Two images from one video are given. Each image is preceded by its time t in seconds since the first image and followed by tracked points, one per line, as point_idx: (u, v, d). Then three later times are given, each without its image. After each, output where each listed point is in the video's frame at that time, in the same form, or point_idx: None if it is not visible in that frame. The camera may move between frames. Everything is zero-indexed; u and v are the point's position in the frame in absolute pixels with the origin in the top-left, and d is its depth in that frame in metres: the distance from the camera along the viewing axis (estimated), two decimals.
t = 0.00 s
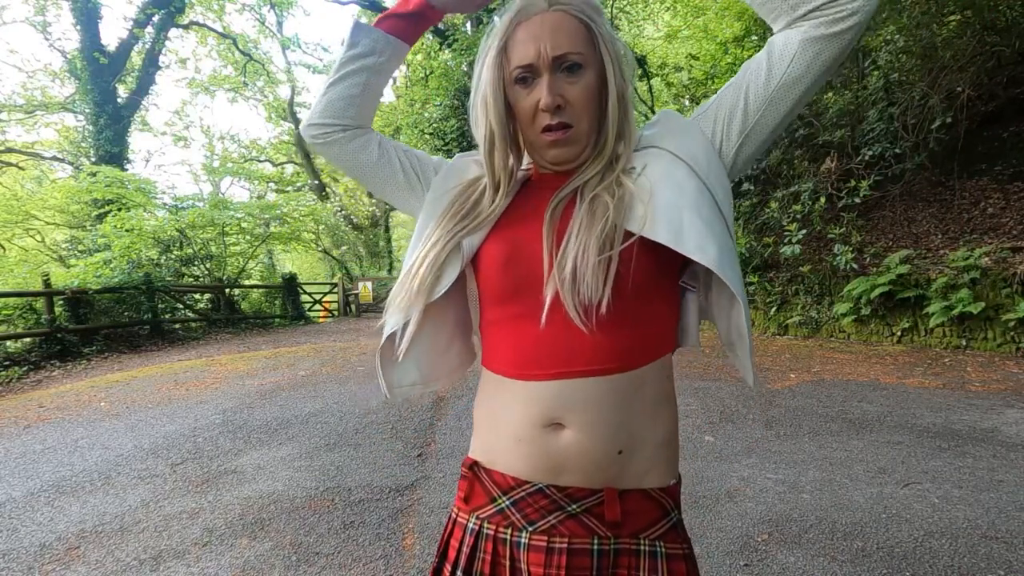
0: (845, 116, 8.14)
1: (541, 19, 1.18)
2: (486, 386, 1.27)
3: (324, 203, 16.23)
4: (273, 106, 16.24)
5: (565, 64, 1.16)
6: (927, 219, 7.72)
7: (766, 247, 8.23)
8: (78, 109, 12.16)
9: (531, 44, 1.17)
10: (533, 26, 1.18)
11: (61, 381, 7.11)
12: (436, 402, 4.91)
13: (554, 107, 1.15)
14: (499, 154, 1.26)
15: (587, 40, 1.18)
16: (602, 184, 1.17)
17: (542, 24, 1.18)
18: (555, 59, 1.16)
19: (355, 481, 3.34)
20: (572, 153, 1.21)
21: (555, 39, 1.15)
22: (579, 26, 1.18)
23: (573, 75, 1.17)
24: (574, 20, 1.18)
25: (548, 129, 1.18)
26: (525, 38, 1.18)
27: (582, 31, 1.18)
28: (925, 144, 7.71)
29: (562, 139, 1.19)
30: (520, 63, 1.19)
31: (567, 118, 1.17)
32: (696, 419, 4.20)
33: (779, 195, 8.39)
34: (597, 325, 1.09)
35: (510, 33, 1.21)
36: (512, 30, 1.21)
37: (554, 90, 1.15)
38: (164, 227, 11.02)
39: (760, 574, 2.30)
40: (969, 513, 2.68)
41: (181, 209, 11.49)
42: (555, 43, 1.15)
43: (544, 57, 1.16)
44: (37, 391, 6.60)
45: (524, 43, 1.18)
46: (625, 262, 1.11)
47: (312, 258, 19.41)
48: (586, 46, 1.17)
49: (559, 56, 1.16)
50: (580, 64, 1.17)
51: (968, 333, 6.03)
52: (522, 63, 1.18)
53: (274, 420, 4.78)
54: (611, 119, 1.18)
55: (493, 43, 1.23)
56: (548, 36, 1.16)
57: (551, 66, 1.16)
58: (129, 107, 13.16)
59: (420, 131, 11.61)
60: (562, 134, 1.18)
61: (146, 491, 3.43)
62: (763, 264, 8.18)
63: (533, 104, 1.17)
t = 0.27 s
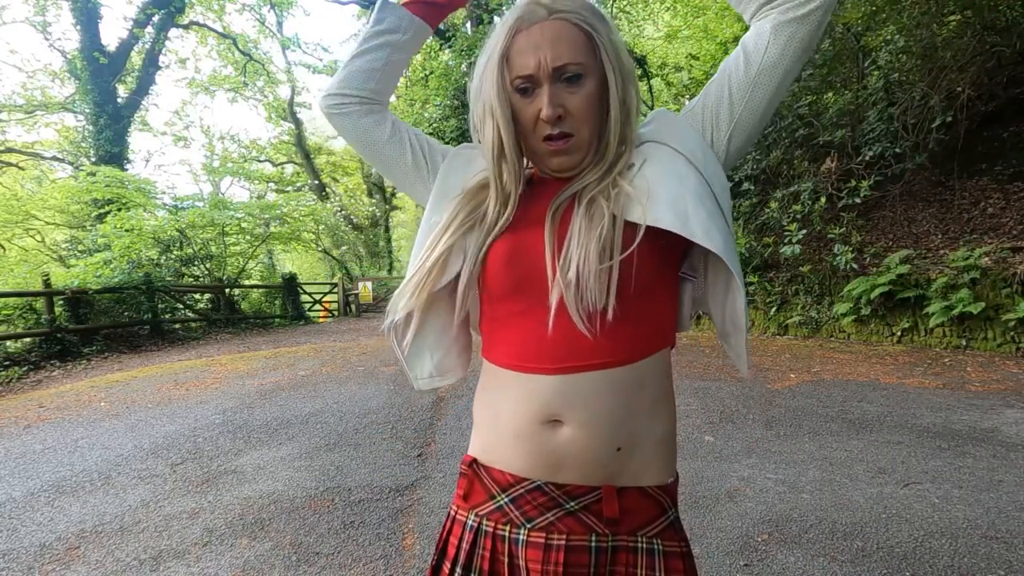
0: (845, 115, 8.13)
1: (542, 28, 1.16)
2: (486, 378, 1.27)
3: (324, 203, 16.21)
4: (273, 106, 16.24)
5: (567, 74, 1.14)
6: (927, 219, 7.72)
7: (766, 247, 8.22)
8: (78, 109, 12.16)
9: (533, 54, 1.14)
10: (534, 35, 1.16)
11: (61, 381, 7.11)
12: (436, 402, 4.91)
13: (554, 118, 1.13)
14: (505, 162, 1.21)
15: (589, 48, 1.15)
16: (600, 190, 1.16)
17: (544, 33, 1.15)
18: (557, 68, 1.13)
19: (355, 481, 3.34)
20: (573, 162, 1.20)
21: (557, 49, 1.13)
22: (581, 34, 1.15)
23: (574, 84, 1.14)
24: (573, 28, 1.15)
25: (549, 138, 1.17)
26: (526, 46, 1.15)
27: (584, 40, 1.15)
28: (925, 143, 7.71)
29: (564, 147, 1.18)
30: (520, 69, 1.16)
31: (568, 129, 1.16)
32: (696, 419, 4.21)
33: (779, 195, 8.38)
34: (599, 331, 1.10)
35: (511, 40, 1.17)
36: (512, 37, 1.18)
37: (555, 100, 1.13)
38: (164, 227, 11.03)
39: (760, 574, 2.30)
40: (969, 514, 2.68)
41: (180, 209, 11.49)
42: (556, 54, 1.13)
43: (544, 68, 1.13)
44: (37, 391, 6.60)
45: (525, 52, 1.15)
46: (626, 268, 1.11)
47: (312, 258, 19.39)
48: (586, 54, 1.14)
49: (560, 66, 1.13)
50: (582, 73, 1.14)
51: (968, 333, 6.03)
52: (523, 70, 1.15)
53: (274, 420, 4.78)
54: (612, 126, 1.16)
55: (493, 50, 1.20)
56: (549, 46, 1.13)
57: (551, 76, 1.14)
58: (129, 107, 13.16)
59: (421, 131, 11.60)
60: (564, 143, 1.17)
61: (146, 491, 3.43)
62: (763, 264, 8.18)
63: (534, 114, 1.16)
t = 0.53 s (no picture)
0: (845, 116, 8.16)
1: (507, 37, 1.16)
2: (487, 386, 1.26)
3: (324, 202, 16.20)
4: (273, 106, 16.23)
5: (535, 79, 1.13)
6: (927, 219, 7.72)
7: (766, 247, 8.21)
8: (77, 109, 12.15)
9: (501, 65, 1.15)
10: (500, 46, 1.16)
11: (61, 381, 7.11)
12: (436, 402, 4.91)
13: (528, 124, 1.13)
14: (489, 174, 1.26)
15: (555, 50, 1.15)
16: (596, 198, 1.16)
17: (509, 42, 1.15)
18: (525, 74, 1.13)
19: (355, 481, 3.34)
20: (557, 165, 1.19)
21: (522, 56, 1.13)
22: (546, 36, 1.15)
23: (542, 87, 1.13)
24: (539, 35, 1.15)
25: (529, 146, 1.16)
26: (494, 59, 1.16)
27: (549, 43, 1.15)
28: (925, 143, 7.72)
29: (546, 149, 1.16)
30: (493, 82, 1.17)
31: (545, 131, 1.14)
32: (696, 419, 4.21)
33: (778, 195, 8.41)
34: (596, 337, 1.09)
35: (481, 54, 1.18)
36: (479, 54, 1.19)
37: (528, 106, 1.12)
38: (164, 227, 11.03)
39: (760, 574, 2.30)
40: (969, 514, 2.68)
41: (180, 209, 11.50)
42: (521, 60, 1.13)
43: (511, 75, 1.13)
44: (37, 391, 6.60)
45: (493, 64, 1.16)
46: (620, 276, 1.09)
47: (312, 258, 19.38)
48: (551, 56, 1.14)
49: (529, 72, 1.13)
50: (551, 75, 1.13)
51: (968, 333, 6.03)
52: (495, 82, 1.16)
53: (274, 420, 4.79)
54: (587, 129, 1.15)
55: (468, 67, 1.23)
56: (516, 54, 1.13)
57: (519, 83, 1.13)
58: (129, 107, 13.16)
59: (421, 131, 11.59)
60: (544, 145, 1.15)
61: (146, 491, 3.43)
62: (763, 264, 8.17)
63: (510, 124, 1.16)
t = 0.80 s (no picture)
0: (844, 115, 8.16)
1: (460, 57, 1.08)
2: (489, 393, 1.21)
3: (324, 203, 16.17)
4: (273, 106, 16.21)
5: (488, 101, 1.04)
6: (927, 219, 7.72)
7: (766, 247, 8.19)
8: (77, 109, 12.15)
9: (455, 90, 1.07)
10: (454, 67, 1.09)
11: (61, 381, 7.10)
12: (436, 402, 4.91)
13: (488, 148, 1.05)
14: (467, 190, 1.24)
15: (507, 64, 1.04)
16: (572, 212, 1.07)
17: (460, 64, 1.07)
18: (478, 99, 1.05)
19: (354, 481, 3.34)
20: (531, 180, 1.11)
21: (472, 79, 1.04)
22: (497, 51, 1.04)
23: (498, 107, 1.04)
24: (489, 52, 1.05)
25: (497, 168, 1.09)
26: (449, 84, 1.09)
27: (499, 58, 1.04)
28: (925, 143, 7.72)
29: (513, 168, 1.09)
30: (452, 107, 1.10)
31: (508, 152, 1.06)
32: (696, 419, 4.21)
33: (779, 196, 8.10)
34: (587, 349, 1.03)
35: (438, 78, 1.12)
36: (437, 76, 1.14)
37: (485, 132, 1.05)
38: (164, 227, 11.03)
39: (760, 574, 2.30)
40: (969, 514, 2.68)
41: (181, 209, 11.50)
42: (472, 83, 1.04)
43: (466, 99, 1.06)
44: (37, 391, 6.60)
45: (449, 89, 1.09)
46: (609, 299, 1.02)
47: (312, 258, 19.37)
48: (502, 76, 1.03)
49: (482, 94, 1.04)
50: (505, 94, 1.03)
51: (968, 333, 6.03)
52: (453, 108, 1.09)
53: (274, 420, 4.79)
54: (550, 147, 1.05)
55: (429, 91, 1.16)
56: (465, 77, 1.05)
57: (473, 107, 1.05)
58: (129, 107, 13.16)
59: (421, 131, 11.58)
60: (510, 164, 1.08)
61: (146, 491, 3.43)
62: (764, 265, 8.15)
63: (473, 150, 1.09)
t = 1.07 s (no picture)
0: (844, 115, 8.15)
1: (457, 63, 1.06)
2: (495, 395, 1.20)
3: (324, 203, 16.15)
4: (273, 106, 16.18)
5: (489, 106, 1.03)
6: (928, 218, 7.71)
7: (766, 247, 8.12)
8: (77, 109, 12.15)
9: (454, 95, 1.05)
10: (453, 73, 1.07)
11: (60, 381, 7.10)
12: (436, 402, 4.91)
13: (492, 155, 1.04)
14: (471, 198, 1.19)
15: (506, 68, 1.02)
16: (556, 213, 1.04)
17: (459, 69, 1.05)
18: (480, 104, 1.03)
19: (355, 481, 3.34)
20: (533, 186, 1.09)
21: (472, 84, 1.03)
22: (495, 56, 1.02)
23: (502, 112, 1.03)
24: (488, 55, 1.03)
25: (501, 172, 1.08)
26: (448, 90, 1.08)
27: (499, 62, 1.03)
28: (925, 143, 7.72)
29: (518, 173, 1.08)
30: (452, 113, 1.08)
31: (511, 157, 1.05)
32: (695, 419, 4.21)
33: (779, 195, 8.06)
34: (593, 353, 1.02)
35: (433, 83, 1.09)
36: (426, 75, 1.11)
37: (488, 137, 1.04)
38: (164, 227, 11.04)
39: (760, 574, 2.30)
40: (969, 513, 2.69)
41: (181, 209, 11.51)
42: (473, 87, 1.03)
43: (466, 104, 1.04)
44: (37, 391, 6.60)
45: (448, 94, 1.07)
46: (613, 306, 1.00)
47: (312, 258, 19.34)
48: (503, 80, 1.02)
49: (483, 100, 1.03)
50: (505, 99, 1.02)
51: (968, 333, 6.04)
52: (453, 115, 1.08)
53: (274, 420, 4.79)
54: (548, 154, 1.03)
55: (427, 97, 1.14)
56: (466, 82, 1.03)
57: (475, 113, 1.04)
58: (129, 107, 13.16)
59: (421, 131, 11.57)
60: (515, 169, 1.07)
61: (146, 491, 3.43)
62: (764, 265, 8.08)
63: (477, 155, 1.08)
